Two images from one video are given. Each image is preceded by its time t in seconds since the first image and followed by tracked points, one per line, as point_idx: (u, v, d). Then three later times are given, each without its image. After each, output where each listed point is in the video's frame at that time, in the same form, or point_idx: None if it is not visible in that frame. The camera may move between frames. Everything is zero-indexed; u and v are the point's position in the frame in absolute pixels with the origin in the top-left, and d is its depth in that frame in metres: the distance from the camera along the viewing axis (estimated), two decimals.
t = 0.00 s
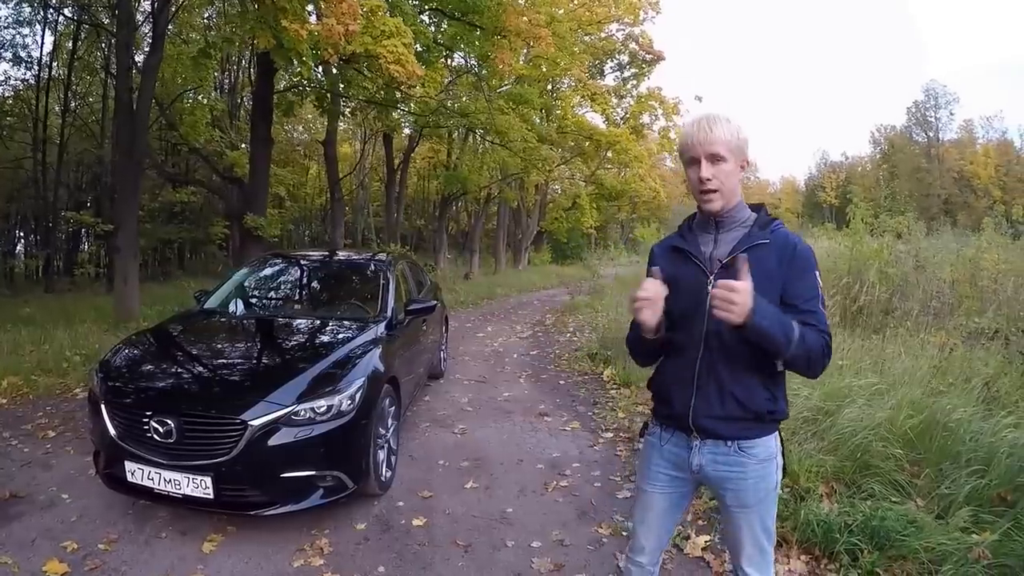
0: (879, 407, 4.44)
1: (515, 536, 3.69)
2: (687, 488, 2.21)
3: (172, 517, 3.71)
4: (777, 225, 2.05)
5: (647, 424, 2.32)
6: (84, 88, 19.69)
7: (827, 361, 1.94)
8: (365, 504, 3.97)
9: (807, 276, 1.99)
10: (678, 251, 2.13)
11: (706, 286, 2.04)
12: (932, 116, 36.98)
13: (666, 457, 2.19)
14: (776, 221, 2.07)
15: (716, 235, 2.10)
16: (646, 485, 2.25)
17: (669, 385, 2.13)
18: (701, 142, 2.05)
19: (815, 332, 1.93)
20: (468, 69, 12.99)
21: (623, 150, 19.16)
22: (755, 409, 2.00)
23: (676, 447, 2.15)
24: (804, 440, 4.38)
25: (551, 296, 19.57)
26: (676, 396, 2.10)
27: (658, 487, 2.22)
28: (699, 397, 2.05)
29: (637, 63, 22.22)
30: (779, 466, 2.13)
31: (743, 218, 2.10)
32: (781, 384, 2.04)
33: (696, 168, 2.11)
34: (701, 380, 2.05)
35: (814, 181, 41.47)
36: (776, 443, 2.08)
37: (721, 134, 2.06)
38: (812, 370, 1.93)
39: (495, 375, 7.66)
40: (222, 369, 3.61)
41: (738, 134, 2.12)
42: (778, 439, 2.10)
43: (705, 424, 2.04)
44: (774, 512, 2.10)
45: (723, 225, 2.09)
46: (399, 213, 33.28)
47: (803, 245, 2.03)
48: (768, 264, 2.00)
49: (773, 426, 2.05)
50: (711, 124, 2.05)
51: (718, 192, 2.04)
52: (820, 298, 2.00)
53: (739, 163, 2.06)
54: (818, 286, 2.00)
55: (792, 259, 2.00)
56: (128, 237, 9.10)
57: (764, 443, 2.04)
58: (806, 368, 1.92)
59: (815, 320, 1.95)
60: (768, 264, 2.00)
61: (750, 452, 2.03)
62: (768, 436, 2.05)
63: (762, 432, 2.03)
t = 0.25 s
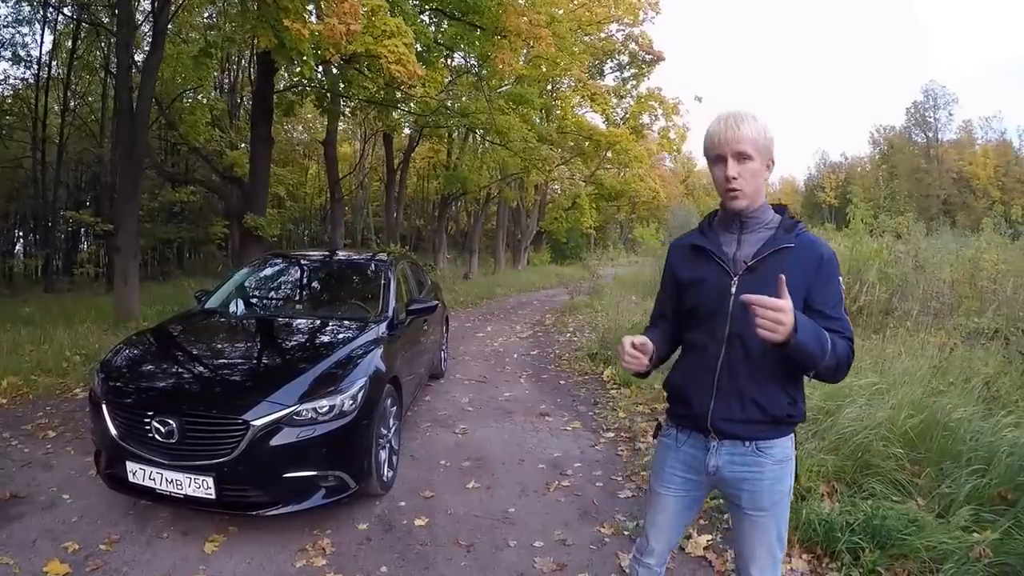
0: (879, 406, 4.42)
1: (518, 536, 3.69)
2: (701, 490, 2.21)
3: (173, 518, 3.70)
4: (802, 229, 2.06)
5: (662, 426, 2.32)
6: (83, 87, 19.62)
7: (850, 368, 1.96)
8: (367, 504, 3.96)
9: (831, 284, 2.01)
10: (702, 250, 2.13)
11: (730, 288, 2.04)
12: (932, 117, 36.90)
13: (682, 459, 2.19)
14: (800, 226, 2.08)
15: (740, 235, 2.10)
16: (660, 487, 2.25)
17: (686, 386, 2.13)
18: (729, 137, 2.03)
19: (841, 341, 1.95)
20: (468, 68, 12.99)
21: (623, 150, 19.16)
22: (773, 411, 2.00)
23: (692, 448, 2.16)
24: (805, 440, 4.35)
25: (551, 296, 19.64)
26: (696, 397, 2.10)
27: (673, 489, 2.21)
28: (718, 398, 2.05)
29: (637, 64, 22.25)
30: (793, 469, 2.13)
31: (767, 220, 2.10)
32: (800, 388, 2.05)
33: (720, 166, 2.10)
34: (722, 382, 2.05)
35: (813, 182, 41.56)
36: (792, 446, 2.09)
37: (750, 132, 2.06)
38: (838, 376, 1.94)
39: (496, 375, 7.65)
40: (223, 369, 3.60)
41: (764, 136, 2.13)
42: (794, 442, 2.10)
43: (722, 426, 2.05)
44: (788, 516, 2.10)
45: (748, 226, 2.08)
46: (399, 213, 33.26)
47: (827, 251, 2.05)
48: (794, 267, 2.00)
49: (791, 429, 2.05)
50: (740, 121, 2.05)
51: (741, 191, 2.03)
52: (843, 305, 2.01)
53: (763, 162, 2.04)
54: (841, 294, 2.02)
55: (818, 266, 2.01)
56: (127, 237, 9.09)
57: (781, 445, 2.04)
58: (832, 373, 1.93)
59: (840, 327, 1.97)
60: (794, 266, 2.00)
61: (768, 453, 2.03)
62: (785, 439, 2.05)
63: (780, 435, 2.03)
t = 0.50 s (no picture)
0: (879, 406, 4.43)
1: (519, 536, 3.69)
2: (723, 489, 2.19)
3: (174, 518, 3.69)
4: (837, 227, 1.98)
5: (689, 422, 2.31)
6: (83, 86, 19.57)
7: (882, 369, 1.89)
8: (368, 504, 3.96)
9: (863, 282, 1.93)
10: (733, 247, 2.10)
11: (759, 285, 2.00)
12: (932, 116, 36.93)
13: (706, 456, 2.17)
14: (836, 221, 2.01)
15: (770, 233, 2.04)
16: (681, 483, 2.24)
17: (715, 387, 2.11)
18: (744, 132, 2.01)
19: (872, 338, 1.87)
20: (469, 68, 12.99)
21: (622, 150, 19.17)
22: (800, 413, 1.96)
23: (717, 445, 2.14)
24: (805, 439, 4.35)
25: (551, 296, 19.66)
26: (724, 396, 2.08)
27: (694, 485, 2.20)
28: (745, 397, 2.02)
29: (637, 64, 22.26)
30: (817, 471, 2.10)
31: (799, 217, 2.03)
32: (828, 389, 2.00)
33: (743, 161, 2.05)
34: (749, 381, 2.02)
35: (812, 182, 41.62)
36: (817, 448, 2.05)
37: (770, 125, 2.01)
38: (865, 376, 1.87)
39: (496, 375, 7.65)
40: (223, 369, 3.60)
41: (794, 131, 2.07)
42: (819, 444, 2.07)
43: (748, 426, 2.02)
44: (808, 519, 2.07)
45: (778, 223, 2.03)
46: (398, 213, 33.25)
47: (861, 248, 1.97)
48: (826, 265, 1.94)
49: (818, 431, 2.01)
50: (758, 116, 2.01)
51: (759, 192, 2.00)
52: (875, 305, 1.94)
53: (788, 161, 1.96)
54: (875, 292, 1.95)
55: (851, 263, 1.94)
56: (127, 237, 9.09)
57: (807, 446, 2.01)
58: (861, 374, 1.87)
59: (872, 326, 1.90)
60: (827, 265, 1.94)
61: (793, 454, 2.00)
62: (811, 441, 2.01)
63: (806, 436, 2.00)
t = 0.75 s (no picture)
0: (880, 406, 4.44)
1: (520, 536, 3.68)
2: (730, 489, 2.18)
3: (175, 518, 3.69)
4: (849, 226, 1.95)
5: (699, 420, 2.31)
6: (82, 86, 19.53)
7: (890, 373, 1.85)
8: (368, 504, 3.95)
9: (873, 284, 1.89)
10: (745, 246, 2.10)
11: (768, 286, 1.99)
12: (932, 117, 36.99)
13: (713, 455, 2.17)
14: (849, 222, 1.97)
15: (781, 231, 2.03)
16: (687, 480, 2.25)
17: (724, 386, 2.11)
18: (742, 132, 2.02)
19: (878, 341, 1.83)
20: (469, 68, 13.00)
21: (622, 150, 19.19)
22: (805, 415, 1.95)
23: (724, 443, 2.14)
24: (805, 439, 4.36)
25: (550, 296, 19.67)
26: (731, 395, 2.08)
27: (700, 484, 2.20)
28: (750, 398, 2.02)
29: (637, 64, 22.28)
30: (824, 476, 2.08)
31: (812, 217, 2.00)
32: (836, 394, 1.97)
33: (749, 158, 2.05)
34: (755, 382, 2.01)
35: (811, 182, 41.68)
36: (825, 452, 2.03)
37: (770, 123, 1.99)
38: (870, 381, 1.82)
39: (496, 375, 7.65)
40: (223, 369, 3.59)
41: (806, 127, 2.02)
42: (827, 449, 2.05)
43: (752, 427, 2.02)
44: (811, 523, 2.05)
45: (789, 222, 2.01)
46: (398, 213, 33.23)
47: (873, 249, 1.93)
48: (835, 266, 1.92)
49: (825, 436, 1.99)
50: (758, 115, 2.01)
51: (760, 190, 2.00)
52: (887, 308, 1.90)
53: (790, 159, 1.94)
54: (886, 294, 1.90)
55: (861, 265, 1.90)
56: (127, 237, 9.08)
57: (812, 450, 1.99)
58: (869, 376, 1.82)
59: (880, 328, 1.85)
60: (837, 265, 1.91)
61: (798, 457, 1.98)
62: (817, 445, 1.99)
63: (812, 440, 1.98)
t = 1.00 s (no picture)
0: (881, 406, 4.45)
1: (521, 536, 3.68)
2: (722, 498, 2.15)
3: (176, 518, 3.69)
4: (831, 228, 1.94)
5: (689, 427, 2.29)
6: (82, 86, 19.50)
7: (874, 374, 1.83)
8: (369, 504, 3.95)
9: (856, 285, 1.87)
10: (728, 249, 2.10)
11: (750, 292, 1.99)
12: (931, 117, 37.10)
13: (703, 462, 2.16)
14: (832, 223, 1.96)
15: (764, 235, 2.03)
16: (680, 488, 2.23)
17: (709, 393, 2.10)
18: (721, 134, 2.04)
19: (860, 341, 1.81)
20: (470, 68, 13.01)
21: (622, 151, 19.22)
22: (789, 421, 1.93)
23: (712, 451, 2.13)
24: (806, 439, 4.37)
25: (551, 296, 19.71)
26: (715, 400, 2.07)
27: (692, 491, 2.18)
28: (734, 404, 2.01)
29: (637, 65, 22.31)
30: (812, 482, 2.06)
31: (795, 217, 2.00)
32: (821, 397, 1.96)
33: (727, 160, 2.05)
34: (738, 388, 2.01)
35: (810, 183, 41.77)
36: (812, 458, 2.01)
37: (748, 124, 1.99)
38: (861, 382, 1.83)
39: (496, 375, 7.66)
40: (223, 369, 3.59)
41: (784, 127, 2.01)
42: (815, 455, 2.02)
43: (737, 433, 2.00)
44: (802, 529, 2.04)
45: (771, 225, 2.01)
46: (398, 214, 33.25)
47: (857, 249, 1.92)
48: (817, 267, 1.91)
49: (811, 441, 1.98)
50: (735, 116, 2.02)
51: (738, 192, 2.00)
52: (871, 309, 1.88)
53: (767, 160, 1.93)
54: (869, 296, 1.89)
55: (844, 265, 1.89)
56: (127, 236, 9.08)
57: (799, 456, 1.98)
58: (852, 379, 1.82)
59: (863, 330, 1.84)
60: (818, 266, 1.90)
61: (785, 464, 1.97)
62: (803, 451, 1.98)
63: (798, 446, 1.96)
